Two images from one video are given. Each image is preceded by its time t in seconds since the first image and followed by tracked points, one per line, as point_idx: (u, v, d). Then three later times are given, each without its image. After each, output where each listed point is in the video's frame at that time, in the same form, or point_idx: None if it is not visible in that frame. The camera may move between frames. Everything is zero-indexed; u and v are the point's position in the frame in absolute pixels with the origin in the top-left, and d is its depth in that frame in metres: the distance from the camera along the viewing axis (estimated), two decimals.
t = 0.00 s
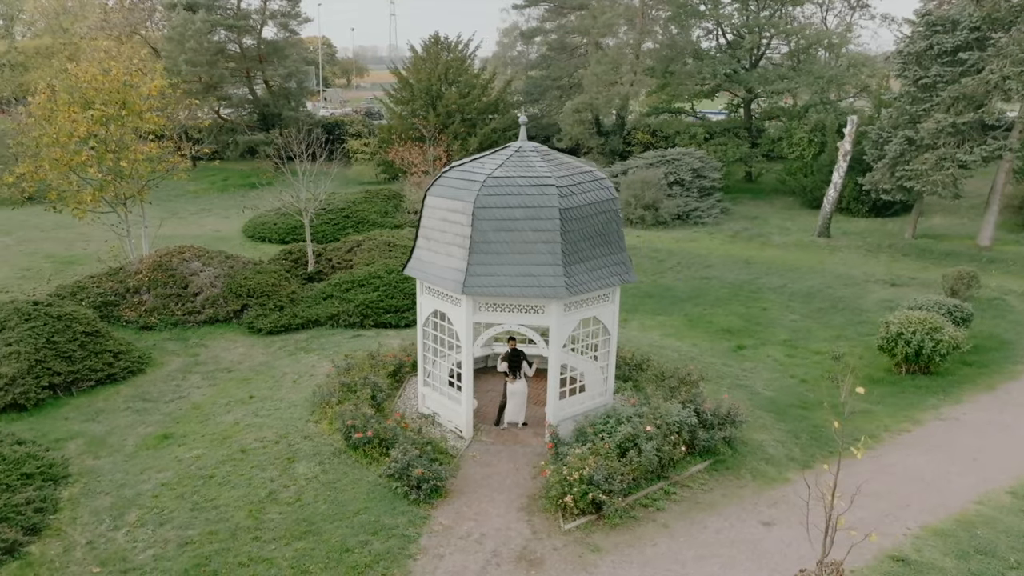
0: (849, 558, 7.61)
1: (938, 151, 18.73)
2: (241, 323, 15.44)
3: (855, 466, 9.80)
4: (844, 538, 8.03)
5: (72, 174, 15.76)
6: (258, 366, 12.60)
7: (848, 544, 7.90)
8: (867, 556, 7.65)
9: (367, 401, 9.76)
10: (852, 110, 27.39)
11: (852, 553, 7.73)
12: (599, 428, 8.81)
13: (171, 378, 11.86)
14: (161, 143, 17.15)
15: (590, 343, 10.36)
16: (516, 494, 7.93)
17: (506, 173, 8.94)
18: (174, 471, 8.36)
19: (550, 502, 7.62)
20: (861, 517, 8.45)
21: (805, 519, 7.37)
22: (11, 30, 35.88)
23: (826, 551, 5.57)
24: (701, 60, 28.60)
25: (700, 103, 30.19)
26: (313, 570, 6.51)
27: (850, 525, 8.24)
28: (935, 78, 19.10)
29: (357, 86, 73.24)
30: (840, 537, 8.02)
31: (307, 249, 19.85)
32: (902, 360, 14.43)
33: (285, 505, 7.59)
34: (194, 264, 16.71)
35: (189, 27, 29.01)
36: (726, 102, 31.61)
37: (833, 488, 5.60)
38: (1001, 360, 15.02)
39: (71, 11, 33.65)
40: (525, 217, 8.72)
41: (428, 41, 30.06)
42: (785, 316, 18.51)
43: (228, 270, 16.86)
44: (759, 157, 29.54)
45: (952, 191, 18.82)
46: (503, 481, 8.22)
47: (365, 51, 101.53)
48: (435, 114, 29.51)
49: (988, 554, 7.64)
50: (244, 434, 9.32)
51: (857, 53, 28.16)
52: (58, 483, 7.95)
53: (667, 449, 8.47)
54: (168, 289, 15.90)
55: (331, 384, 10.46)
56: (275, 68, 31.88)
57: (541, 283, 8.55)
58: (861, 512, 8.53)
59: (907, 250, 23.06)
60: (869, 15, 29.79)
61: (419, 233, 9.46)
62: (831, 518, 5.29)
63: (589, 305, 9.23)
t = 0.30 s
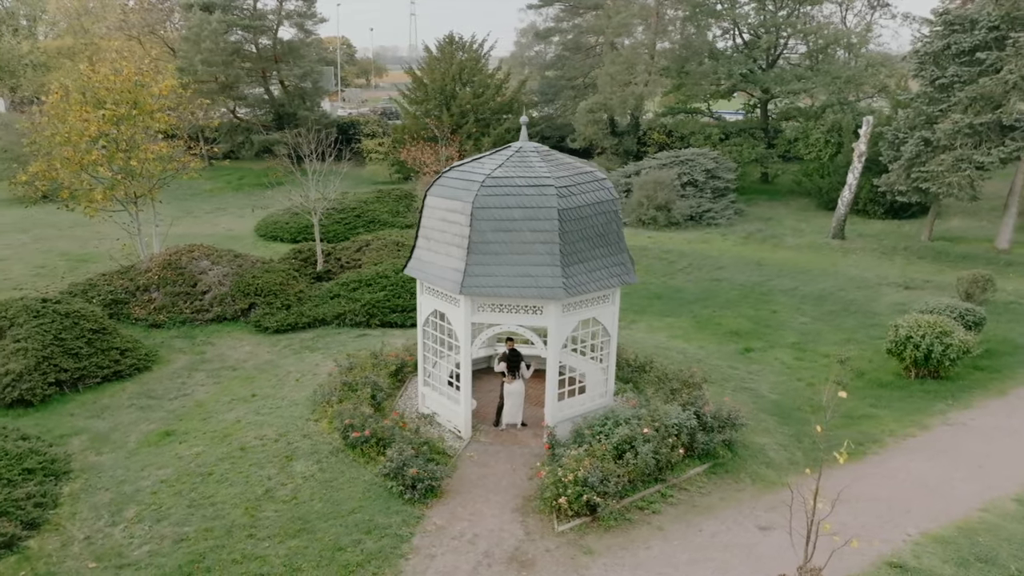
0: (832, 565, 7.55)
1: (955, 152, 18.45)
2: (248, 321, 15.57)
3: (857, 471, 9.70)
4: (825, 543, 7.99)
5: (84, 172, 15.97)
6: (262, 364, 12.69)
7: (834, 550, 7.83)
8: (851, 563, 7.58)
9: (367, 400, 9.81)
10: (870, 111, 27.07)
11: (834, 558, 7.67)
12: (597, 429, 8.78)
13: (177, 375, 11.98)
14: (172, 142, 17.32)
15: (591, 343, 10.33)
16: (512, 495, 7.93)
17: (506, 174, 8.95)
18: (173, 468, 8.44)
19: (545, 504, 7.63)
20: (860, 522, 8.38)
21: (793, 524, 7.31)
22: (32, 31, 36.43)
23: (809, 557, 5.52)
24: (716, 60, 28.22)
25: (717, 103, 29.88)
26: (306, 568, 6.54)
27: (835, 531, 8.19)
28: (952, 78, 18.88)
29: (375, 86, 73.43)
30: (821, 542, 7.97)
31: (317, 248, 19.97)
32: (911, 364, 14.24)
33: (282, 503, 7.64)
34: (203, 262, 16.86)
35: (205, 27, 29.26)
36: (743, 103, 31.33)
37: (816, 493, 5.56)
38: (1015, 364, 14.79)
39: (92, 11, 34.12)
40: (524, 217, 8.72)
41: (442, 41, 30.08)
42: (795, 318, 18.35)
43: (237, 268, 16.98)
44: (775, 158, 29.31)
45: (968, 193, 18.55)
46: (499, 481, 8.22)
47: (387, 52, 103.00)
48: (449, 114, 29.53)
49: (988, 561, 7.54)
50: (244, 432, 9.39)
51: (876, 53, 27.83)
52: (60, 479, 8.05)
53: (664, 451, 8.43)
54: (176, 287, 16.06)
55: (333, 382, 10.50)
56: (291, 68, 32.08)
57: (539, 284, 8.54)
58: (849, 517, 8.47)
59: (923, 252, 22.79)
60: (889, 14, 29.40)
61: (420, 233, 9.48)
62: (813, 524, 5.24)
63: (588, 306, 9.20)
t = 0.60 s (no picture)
0: (814, 572, 7.47)
1: (973, 153, 18.17)
2: (256, 320, 15.70)
3: (860, 476, 9.60)
4: (808, 547, 7.92)
5: (96, 172, 16.18)
6: (268, 363, 12.79)
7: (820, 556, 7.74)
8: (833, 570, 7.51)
9: (368, 399, 9.86)
10: (890, 112, 26.76)
11: (815, 565, 7.60)
12: (596, 431, 8.76)
13: (183, 373, 12.10)
14: (183, 142, 17.50)
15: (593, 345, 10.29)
16: (507, 496, 7.93)
17: (506, 174, 8.96)
18: (174, 465, 8.53)
19: (540, 505, 7.62)
20: (859, 528, 8.29)
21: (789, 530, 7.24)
22: (54, 31, 36.98)
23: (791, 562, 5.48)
24: (733, 60, 27.87)
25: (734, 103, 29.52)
26: (299, 566, 6.58)
27: (820, 536, 8.11)
28: (971, 78, 18.67)
29: (394, 86, 73.67)
30: (803, 546, 7.90)
31: (326, 248, 20.07)
32: (921, 368, 14.05)
33: (279, 500, 7.69)
34: (212, 261, 17.00)
35: (221, 27, 29.50)
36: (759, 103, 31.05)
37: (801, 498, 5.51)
38: None
39: (113, 12, 34.56)
40: (523, 218, 8.72)
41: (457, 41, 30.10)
42: (806, 321, 18.20)
43: (246, 268, 17.11)
44: (792, 159, 29.07)
45: (987, 195, 18.27)
46: (496, 482, 8.23)
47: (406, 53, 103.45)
48: (464, 114, 29.56)
49: (989, 570, 7.43)
50: (246, 430, 9.46)
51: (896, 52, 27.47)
52: (61, 474, 8.16)
53: (662, 454, 8.39)
54: (186, 286, 16.23)
55: (335, 382, 10.56)
56: (307, 68, 32.28)
57: (538, 285, 8.53)
58: (838, 522, 8.39)
59: (939, 255, 22.52)
60: (911, 13, 29.00)
61: (421, 233, 9.51)
62: (795, 530, 5.20)
63: (588, 307, 9.17)
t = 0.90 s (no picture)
0: None
1: (991, 155, 17.89)
2: (264, 318, 15.83)
3: (863, 482, 9.50)
4: (789, 553, 7.90)
5: (108, 171, 16.37)
6: (274, 361, 12.87)
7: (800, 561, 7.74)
8: None
9: (369, 399, 9.90)
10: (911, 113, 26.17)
11: (801, 571, 7.55)
12: (594, 433, 8.76)
13: (190, 370, 12.22)
14: (194, 141, 17.64)
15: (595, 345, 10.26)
16: (503, 497, 7.93)
17: (506, 174, 8.98)
18: (175, 462, 8.61)
19: (536, 507, 7.62)
20: (857, 535, 8.21)
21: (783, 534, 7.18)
22: (76, 32, 37.55)
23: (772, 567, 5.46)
24: (749, 60, 27.61)
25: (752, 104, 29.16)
26: (291, 564, 6.63)
27: (803, 541, 8.10)
28: (989, 78, 18.32)
29: (413, 86, 73.82)
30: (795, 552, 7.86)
31: (337, 247, 20.14)
32: (931, 373, 13.84)
33: (276, 498, 7.74)
34: (222, 260, 17.14)
35: (238, 28, 29.75)
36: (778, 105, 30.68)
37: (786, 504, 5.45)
38: None
39: (134, 13, 35.00)
40: (522, 218, 8.72)
41: (472, 41, 30.09)
42: (817, 324, 18.03)
43: (255, 266, 17.24)
44: (809, 161, 28.50)
45: (1004, 197, 18.00)
46: (493, 483, 8.22)
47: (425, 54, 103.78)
48: (478, 115, 29.54)
49: None
50: (247, 428, 9.53)
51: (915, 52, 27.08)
52: (64, 470, 8.27)
53: (660, 457, 8.35)
54: (195, 284, 16.39)
55: (337, 381, 10.61)
56: (322, 69, 32.46)
57: (536, 285, 8.53)
58: (830, 527, 8.34)
59: (956, 257, 22.23)
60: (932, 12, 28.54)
61: (423, 234, 9.54)
62: (774, 536, 5.17)
63: (588, 309, 9.14)
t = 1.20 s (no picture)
0: None
1: (1009, 157, 17.61)
2: (272, 317, 15.95)
3: (865, 486, 9.42)
4: (775, 556, 7.88)
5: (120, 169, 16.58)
6: (279, 359, 12.96)
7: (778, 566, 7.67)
8: None
9: (370, 398, 9.94)
10: (930, 113, 25.57)
11: None
12: (592, 434, 8.75)
13: (196, 368, 12.33)
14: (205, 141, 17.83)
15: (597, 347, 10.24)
16: (499, 497, 7.94)
17: (505, 175, 8.99)
18: (175, 459, 8.70)
19: (530, 508, 7.62)
20: (856, 540, 8.14)
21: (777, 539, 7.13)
22: (96, 31, 38.07)
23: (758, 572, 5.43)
24: (766, 59, 27.13)
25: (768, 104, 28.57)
26: (285, 562, 6.68)
27: (796, 544, 8.02)
28: (1008, 79, 18.07)
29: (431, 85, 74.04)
30: (792, 557, 7.81)
31: (345, 247, 20.19)
32: (940, 377, 13.64)
33: (273, 496, 7.80)
34: (231, 258, 17.26)
35: (254, 28, 29.97)
36: (795, 105, 30.31)
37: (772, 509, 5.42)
38: None
39: (154, 14, 35.38)
40: (521, 219, 8.72)
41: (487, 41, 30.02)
42: (828, 326, 17.87)
43: (264, 265, 17.37)
44: (826, 162, 28.18)
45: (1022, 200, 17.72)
46: (489, 483, 8.24)
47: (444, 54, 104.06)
48: (492, 114, 29.50)
49: None
50: (248, 426, 9.61)
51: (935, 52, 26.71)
52: (66, 465, 8.39)
53: (657, 460, 8.32)
54: (204, 283, 16.55)
55: (340, 380, 10.67)
56: (337, 69, 32.62)
57: (535, 286, 8.52)
58: (829, 531, 8.26)
59: (973, 261, 21.94)
60: (955, 12, 28.08)
61: (423, 234, 9.57)
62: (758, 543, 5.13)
63: (588, 310, 9.12)
